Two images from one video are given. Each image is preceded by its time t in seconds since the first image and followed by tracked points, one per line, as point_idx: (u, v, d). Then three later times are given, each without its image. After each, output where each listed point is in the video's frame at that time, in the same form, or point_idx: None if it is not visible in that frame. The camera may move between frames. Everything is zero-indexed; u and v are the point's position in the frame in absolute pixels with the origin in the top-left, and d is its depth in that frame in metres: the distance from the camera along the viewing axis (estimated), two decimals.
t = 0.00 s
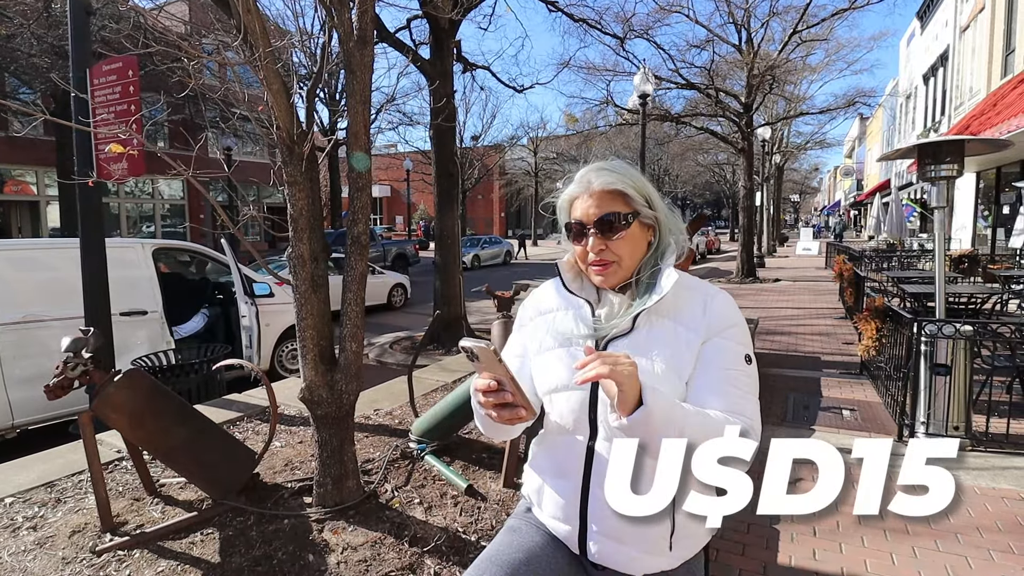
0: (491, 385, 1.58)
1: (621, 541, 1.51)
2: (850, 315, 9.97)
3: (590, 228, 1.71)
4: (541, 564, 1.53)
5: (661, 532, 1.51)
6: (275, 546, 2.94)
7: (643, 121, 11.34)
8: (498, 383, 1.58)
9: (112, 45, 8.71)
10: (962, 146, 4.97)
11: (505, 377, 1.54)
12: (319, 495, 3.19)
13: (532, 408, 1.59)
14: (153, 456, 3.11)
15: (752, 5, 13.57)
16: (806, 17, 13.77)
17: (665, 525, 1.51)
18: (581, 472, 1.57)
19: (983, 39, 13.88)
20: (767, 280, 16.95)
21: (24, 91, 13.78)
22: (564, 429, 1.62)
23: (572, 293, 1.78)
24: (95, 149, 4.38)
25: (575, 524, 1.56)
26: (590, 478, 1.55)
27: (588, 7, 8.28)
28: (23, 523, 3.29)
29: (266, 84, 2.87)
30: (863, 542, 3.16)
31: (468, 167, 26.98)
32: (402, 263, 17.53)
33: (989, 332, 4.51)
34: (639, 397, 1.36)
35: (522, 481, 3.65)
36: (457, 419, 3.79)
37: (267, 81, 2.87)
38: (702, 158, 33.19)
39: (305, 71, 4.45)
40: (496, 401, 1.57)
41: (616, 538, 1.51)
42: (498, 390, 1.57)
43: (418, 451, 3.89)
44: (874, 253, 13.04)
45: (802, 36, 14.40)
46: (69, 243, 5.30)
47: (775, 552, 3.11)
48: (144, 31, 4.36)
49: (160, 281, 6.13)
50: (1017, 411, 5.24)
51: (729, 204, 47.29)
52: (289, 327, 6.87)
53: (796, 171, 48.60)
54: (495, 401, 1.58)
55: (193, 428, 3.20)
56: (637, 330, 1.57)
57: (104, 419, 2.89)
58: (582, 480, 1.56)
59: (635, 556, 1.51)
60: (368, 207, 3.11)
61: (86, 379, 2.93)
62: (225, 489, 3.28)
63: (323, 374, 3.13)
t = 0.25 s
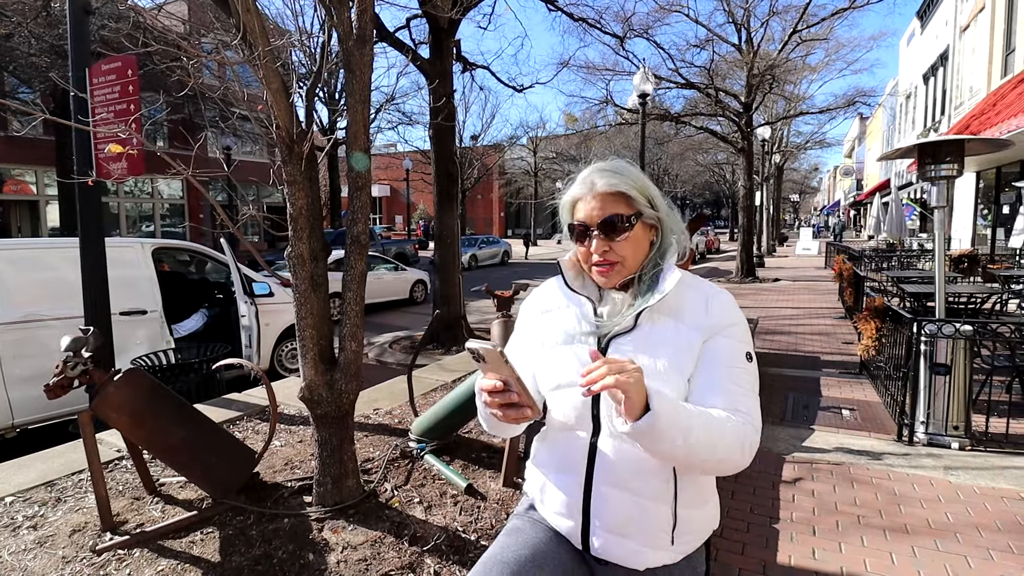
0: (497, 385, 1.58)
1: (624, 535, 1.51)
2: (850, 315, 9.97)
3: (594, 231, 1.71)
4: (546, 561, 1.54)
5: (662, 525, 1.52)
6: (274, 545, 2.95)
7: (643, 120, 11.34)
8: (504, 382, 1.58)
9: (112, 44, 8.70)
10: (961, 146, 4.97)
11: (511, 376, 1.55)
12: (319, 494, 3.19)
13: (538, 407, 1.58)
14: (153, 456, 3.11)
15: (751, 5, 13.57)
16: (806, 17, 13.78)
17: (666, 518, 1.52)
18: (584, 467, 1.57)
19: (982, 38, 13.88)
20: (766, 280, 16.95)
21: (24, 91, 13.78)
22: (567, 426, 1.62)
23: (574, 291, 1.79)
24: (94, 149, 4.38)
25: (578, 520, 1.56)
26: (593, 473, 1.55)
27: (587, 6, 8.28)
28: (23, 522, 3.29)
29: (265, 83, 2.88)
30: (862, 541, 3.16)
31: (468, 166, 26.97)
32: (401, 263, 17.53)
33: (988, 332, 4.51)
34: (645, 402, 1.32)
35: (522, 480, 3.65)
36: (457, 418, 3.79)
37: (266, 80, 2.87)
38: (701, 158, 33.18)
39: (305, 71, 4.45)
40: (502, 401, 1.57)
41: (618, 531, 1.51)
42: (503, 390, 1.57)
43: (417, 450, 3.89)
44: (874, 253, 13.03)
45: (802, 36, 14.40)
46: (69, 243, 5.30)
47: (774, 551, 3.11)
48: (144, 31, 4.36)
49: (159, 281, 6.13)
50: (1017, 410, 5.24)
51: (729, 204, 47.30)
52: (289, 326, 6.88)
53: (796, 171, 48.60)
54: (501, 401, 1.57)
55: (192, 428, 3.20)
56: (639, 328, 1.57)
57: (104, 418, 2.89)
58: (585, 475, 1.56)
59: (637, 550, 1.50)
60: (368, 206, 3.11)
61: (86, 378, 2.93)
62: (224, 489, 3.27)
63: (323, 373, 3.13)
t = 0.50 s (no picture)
0: (502, 385, 1.59)
1: (629, 535, 1.51)
2: (851, 315, 9.97)
3: (599, 222, 1.71)
4: (552, 563, 1.54)
5: (667, 524, 1.52)
6: (276, 544, 2.95)
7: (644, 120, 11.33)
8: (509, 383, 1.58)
9: (113, 44, 8.71)
10: (963, 146, 4.97)
11: (517, 378, 1.56)
12: (320, 494, 3.20)
13: (543, 409, 1.60)
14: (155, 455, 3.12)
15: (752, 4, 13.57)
16: (807, 16, 13.76)
17: (671, 517, 1.52)
18: (589, 469, 1.57)
19: (984, 38, 13.87)
20: (767, 280, 16.94)
21: (26, 90, 13.78)
22: (570, 427, 1.62)
23: (575, 290, 1.79)
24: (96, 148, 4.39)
25: (583, 520, 1.56)
26: (598, 474, 1.55)
27: (588, 6, 8.29)
28: (25, 521, 3.29)
29: (266, 82, 2.88)
30: (863, 542, 3.16)
31: (469, 166, 26.96)
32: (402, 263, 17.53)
33: (990, 332, 4.50)
34: (673, 408, 1.34)
35: (523, 480, 3.66)
36: (457, 418, 3.79)
37: (267, 79, 2.87)
38: (702, 158, 33.18)
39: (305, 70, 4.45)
40: (508, 402, 1.58)
41: (624, 531, 1.52)
42: (508, 390, 1.58)
43: (418, 450, 3.89)
44: (875, 253, 13.02)
45: (804, 35, 14.39)
46: (70, 242, 5.31)
47: (775, 551, 3.11)
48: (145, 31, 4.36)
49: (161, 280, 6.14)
50: (1018, 410, 5.24)
51: (730, 204, 47.29)
52: (290, 326, 6.88)
53: (798, 170, 48.58)
54: (507, 401, 1.58)
55: (194, 427, 3.20)
56: (643, 328, 1.57)
57: (106, 417, 2.90)
58: (589, 476, 1.57)
59: (642, 549, 1.51)
60: (369, 205, 3.12)
61: (88, 378, 2.93)
62: (226, 488, 3.28)
63: (324, 373, 3.13)
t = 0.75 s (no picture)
0: (496, 389, 1.60)
1: (631, 538, 1.52)
2: (852, 314, 9.96)
3: (625, 202, 1.74)
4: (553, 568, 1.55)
5: (669, 526, 1.52)
6: (277, 544, 2.95)
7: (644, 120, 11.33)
8: (503, 389, 1.59)
9: (114, 44, 8.71)
10: (964, 145, 4.96)
11: (511, 383, 1.57)
12: (322, 493, 3.20)
13: (536, 415, 1.62)
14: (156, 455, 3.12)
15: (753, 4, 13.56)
16: (807, 16, 13.75)
17: (673, 519, 1.52)
18: (591, 472, 1.56)
19: (985, 37, 13.86)
20: (768, 280, 16.94)
21: (26, 91, 13.79)
22: (569, 431, 1.62)
23: (578, 289, 1.78)
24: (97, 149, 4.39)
25: (584, 525, 1.56)
26: (600, 478, 1.55)
27: (589, 6, 8.29)
28: (27, 521, 3.30)
29: (268, 82, 2.88)
30: (864, 542, 3.16)
31: (469, 166, 26.96)
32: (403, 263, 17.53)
33: (992, 332, 4.50)
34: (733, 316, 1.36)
35: (525, 479, 3.66)
36: (458, 418, 3.80)
37: (269, 79, 2.87)
38: (703, 158, 33.17)
39: (307, 70, 4.45)
40: (502, 407, 1.59)
41: (625, 534, 1.52)
42: (502, 394, 1.59)
43: (419, 450, 3.90)
44: (876, 253, 13.02)
45: (804, 35, 14.39)
46: (72, 242, 5.32)
47: (776, 552, 3.11)
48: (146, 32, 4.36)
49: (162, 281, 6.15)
50: (1019, 410, 5.23)
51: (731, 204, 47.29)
52: (291, 326, 6.89)
53: (798, 170, 48.57)
54: (501, 406, 1.59)
55: (195, 427, 3.21)
56: (644, 328, 1.57)
57: (107, 417, 2.90)
58: (590, 480, 1.56)
59: (644, 552, 1.51)
60: (370, 205, 3.12)
61: (89, 378, 2.93)
62: (228, 488, 3.28)
63: (325, 372, 3.13)
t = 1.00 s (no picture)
0: (491, 387, 1.60)
1: (632, 547, 1.52)
2: (853, 315, 9.96)
3: (607, 229, 1.73)
4: None
5: (671, 534, 1.53)
6: (279, 545, 2.95)
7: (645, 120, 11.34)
8: (499, 387, 1.59)
9: (115, 45, 8.72)
10: (965, 146, 4.96)
11: (505, 379, 1.57)
12: (323, 494, 3.20)
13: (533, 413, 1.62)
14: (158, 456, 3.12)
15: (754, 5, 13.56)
16: (808, 17, 13.74)
17: (675, 527, 1.53)
18: (591, 479, 1.56)
19: (986, 38, 13.85)
20: (769, 280, 16.94)
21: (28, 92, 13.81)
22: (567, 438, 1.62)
23: (576, 291, 1.78)
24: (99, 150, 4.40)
25: (584, 535, 1.55)
26: (600, 484, 1.55)
27: (589, 7, 8.30)
28: (29, 522, 3.30)
29: (270, 84, 2.88)
30: (866, 542, 3.16)
31: (470, 167, 26.98)
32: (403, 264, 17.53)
33: (994, 333, 4.50)
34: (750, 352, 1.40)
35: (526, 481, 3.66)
36: (459, 419, 3.81)
37: (270, 81, 2.88)
38: (704, 158, 33.17)
39: (308, 72, 4.45)
40: (497, 405, 1.59)
41: (627, 543, 1.52)
42: (498, 392, 1.59)
43: (421, 451, 3.91)
44: (877, 254, 13.02)
45: (805, 36, 14.39)
46: (74, 244, 5.32)
47: (778, 553, 3.11)
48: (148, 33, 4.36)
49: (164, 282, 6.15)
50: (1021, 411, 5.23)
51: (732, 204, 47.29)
52: (292, 327, 6.89)
53: (799, 170, 48.59)
54: (496, 405, 1.59)
55: (196, 428, 3.21)
56: (648, 330, 1.58)
57: (109, 418, 2.90)
58: (591, 488, 1.56)
59: (646, 562, 1.51)
60: (371, 206, 3.13)
61: (91, 378, 2.94)
62: (229, 488, 3.29)
63: (327, 373, 3.13)
